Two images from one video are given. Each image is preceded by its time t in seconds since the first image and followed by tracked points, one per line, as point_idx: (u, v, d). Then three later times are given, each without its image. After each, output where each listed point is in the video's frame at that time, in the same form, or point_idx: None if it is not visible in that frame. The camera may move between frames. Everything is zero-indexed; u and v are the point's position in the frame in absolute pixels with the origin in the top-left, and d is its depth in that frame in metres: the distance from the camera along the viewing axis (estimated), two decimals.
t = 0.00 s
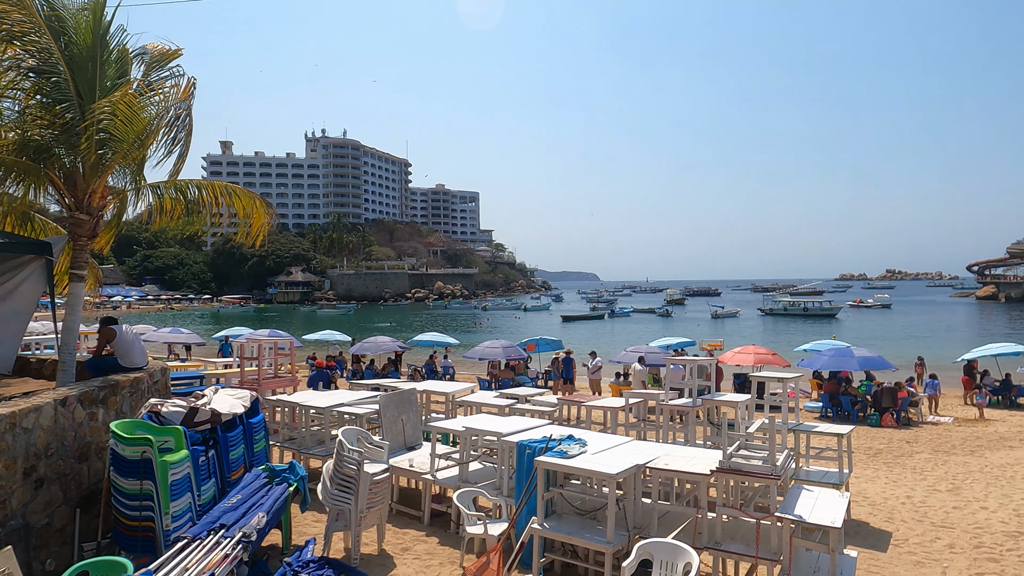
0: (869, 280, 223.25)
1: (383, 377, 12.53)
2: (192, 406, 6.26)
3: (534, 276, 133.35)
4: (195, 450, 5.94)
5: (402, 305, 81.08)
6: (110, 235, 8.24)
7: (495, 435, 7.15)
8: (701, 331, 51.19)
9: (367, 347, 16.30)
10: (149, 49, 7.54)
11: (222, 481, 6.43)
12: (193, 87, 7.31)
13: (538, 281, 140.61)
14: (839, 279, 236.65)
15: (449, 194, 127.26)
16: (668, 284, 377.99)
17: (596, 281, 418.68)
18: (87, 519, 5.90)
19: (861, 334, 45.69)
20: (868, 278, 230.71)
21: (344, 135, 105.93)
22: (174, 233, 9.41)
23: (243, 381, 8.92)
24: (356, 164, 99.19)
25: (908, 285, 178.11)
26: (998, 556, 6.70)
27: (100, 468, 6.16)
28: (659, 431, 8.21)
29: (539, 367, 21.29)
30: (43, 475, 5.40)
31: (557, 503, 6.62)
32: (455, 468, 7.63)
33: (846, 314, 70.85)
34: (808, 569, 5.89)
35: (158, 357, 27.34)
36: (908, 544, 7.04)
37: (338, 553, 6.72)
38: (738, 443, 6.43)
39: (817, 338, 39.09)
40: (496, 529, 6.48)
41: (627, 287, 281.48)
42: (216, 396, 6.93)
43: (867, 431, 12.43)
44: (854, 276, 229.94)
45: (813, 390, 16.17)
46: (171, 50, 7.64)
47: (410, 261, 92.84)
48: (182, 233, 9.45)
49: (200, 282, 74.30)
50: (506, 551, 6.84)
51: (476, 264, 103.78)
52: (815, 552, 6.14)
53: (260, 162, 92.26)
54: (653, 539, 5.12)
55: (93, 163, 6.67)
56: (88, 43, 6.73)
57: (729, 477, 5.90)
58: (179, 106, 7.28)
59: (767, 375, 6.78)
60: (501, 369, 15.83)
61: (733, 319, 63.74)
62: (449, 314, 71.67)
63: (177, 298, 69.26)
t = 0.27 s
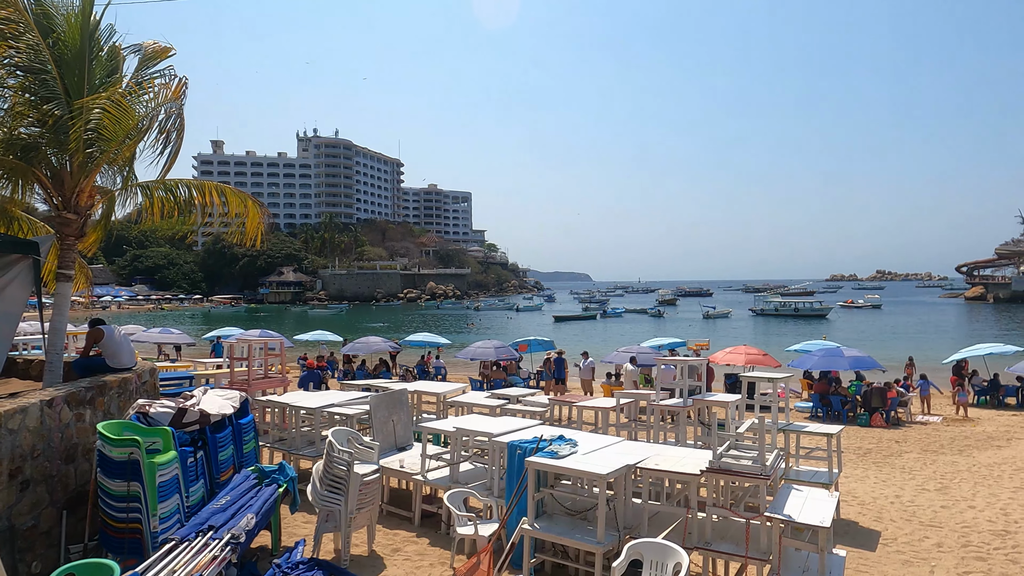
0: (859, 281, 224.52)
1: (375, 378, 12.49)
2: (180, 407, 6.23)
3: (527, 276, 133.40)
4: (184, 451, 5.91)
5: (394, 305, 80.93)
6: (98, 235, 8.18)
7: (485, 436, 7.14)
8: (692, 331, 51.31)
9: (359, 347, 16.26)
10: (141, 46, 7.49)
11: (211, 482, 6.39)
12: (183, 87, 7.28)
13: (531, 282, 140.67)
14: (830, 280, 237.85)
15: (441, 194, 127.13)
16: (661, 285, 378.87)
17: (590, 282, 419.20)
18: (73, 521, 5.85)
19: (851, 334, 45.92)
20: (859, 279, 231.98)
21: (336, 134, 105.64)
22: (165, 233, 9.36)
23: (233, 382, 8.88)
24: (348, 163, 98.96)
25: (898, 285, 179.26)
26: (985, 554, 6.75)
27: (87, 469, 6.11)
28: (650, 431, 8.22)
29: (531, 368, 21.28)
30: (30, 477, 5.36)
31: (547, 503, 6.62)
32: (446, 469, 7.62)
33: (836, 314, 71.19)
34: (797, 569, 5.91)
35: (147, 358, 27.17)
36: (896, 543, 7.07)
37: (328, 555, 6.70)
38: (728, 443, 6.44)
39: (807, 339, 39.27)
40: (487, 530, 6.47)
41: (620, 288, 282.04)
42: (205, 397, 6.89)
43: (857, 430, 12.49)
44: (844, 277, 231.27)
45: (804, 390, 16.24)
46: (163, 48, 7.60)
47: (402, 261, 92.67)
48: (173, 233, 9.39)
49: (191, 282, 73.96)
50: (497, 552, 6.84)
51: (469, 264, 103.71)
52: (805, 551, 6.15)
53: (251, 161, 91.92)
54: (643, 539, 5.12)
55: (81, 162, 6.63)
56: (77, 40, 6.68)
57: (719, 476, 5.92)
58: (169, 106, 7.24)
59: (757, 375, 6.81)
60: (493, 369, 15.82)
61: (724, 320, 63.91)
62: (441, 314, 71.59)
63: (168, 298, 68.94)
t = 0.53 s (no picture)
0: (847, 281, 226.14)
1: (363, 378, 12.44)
2: (165, 408, 6.19)
3: (517, 276, 133.48)
4: (169, 452, 5.86)
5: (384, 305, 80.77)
6: (83, 235, 8.08)
7: (474, 436, 7.13)
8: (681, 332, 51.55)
9: (348, 347, 16.19)
10: (127, 41, 7.42)
11: (197, 483, 6.35)
12: (169, 84, 7.22)
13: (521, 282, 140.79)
14: (819, 281, 239.40)
15: (432, 194, 126.98)
16: (651, 286, 380.30)
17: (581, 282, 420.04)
18: (57, 523, 5.79)
19: (838, 335, 46.27)
20: (847, 280, 233.83)
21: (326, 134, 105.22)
22: (152, 233, 9.28)
23: (220, 383, 8.82)
24: (338, 163, 98.66)
25: (886, 287, 180.76)
26: (970, 553, 6.80)
27: (70, 471, 6.06)
28: (639, 432, 8.22)
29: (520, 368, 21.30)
30: (13, 479, 5.31)
31: (536, 504, 6.62)
32: (435, 469, 7.61)
33: (823, 315, 71.65)
34: (783, 568, 5.94)
35: (133, 359, 26.94)
36: (882, 542, 7.12)
37: (315, 557, 6.66)
38: (716, 443, 6.46)
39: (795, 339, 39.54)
40: (475, 531, 6.46)
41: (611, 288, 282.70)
42: (191, 398, 6.84)
43: (844, 430, 12.58)
44: (832, 278, 233.30)
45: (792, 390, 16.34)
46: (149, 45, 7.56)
47: (393, 262, 92.49)
48: (160, 233, 9.32)
49: (178, 282, 73.52)
50: (486, 552, 6.84)
51: (459, 264, 103.62)
52: (792, 551, 6.18)
53: (240, 160, 91.47)
54: (631, 540, 5.12)
55: (67, 161, 6.57)
56: (63, 37, 6.62)
57: (706, 477, 5.94)
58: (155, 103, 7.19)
59: (745, 376, 6.83)
60: (482, 369, 15.80)
61: (713, 321, 64.21)
62: (430, 314, 71.52)
63: (155, 298, 68.55)
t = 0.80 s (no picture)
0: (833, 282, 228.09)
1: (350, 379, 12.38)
2: (148, 409, 6.13)
3: (506, 277, 133.49)
4: (152, 454, 5.79)
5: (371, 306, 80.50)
6: (65, 234, 8.00)
7: (461, 437, 7.11)
8: (668, 333, 51.77)
9: (335, 348, 16.11)
10: (108, 37, 7.34)
11: (180, 485, 6.29)
12: (152, 82, 7.16)
13: (509, 283, 140.84)
14: (805, 282, 241.14)
15: (420, 194, 126.74)
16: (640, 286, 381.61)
17: (570, 283, 420.67)
18: (37, 527, 5.70)
19: (823, 336, 46.69)
20: (831, 281, 235.99)
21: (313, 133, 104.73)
22: (137, 232, 9.19)
23: (204, 384, 8.74)
24: (325, 163, 98.23)
25: (871, 287, 182.40)
26: (951, 551, 6.88)
27: (51, 473, 5.97)
28: (625, 432, 8.23)
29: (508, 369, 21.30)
30: None
31: (522, 504, 6.61)
32: (421, 470, 7.59)
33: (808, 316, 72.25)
34: (768, 567, 5.98)
35: (116, 360, 26.67)
36: (865, 541, 7.18)
37: (300, 559, 6.62)
38: (702, 443, 6.48)
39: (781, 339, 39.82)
40: (461, 532, 6.45)
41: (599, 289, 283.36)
42: (174, 399, 6.77)
43: (828, 430, 12.68)
44: (818, 279, 235.44)
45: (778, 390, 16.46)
46: (131, 42, 7.48)
47: (380, 262, 92.20)
48: (145, 232, 9.24)
49: (163, 282, 72.93)
50: (472, 554, 6.83)
51: (447, 265, 103.42)
52: (776, 551, 6.22)
53: (227, 160, 90.87)
54: (617, 540, 5.12)
55: (49, 159, 6.50)
56: (44, 33, 6.54)
57: (692, 477, 5.97)
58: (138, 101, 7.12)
59: (731, 376, 6.85)
60: (470, 370, 15.78)
61: (700, 321, 64.54)
62: (417, 315, 71.37)
63: (139, 299, 67.97)
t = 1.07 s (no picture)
0: (818, 283, 230.33)
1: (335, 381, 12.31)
2: (128, 412, 6.06)
3: (493, 278, 133.47)
4: (132, 457, 5.73)
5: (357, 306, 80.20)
6: (44, 234, 7.87)
7: (446, 438, 7.08)
8: (653, 334, 52.02)
9: (320, 349, 16.00)
10: (88, 33, 7.24)
11: (161, 489, 6.21)
12: (134, 79, 7.08)
13: (496, 283, 140.82)
14: (790, 283, 243.24)
15: (406, 194, 126.47)
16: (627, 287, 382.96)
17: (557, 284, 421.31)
18: (14, 532, 5.61)
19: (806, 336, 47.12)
20: (815, 281, 238.23)
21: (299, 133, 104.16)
22: (118, 232, 9.08)
23: (187, 386, 8.66)
24: (311, 163, 97.73)
25: (854, 288, 184.43)
26: (931, 549, 6.97)
27: (29, 477, 5.89)
28: (610, 433, 8.24)
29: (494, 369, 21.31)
30: None
31: (507, 505, 6.59)
32: (406, 472, 7.56)
33: (792, 316, 72.88)
34: (751, 566, 6.02)
35: (97, 361, 26.35)
36: (848, 540, 7.26)
37: (284, 562, 6.56)
38: (686, 443, 6.52)
39: (765, 340, 40.15)
40: (446, 534, 6.43)
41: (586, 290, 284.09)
42: (156, 401, 6.69)
43: (812, 430, 12.79)
44: (802, 280, 237.87)
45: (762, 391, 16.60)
46: (112, 39, 7.39)
47: (367, 262, 91.82)
48: (127, 232, 9.13)
49: (146, 282, 72.22)
50: (457, 555, 6.82)
51: (433, 265, 103.18)
52: (760, 550, 6.27)
53: (211, 159, 89.99)
54: (601, 541, 5.12)
55: (27, 158, 6.40)
56: (23, 29, 6.45)
57: (677, 477, 5.99)
58: (119, 98, 7.03)
59: (715, 377, 6.87)
60: (456, 371, 15.76)
61: (685, 322, 64.91)
62: (403, 316, 71.19)
63: (121, 299, 67.26)
